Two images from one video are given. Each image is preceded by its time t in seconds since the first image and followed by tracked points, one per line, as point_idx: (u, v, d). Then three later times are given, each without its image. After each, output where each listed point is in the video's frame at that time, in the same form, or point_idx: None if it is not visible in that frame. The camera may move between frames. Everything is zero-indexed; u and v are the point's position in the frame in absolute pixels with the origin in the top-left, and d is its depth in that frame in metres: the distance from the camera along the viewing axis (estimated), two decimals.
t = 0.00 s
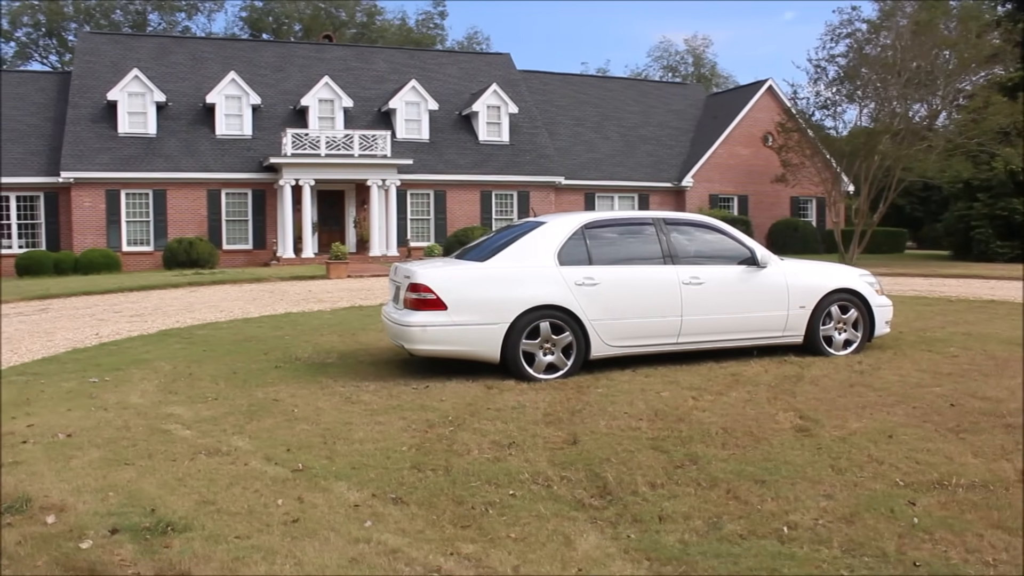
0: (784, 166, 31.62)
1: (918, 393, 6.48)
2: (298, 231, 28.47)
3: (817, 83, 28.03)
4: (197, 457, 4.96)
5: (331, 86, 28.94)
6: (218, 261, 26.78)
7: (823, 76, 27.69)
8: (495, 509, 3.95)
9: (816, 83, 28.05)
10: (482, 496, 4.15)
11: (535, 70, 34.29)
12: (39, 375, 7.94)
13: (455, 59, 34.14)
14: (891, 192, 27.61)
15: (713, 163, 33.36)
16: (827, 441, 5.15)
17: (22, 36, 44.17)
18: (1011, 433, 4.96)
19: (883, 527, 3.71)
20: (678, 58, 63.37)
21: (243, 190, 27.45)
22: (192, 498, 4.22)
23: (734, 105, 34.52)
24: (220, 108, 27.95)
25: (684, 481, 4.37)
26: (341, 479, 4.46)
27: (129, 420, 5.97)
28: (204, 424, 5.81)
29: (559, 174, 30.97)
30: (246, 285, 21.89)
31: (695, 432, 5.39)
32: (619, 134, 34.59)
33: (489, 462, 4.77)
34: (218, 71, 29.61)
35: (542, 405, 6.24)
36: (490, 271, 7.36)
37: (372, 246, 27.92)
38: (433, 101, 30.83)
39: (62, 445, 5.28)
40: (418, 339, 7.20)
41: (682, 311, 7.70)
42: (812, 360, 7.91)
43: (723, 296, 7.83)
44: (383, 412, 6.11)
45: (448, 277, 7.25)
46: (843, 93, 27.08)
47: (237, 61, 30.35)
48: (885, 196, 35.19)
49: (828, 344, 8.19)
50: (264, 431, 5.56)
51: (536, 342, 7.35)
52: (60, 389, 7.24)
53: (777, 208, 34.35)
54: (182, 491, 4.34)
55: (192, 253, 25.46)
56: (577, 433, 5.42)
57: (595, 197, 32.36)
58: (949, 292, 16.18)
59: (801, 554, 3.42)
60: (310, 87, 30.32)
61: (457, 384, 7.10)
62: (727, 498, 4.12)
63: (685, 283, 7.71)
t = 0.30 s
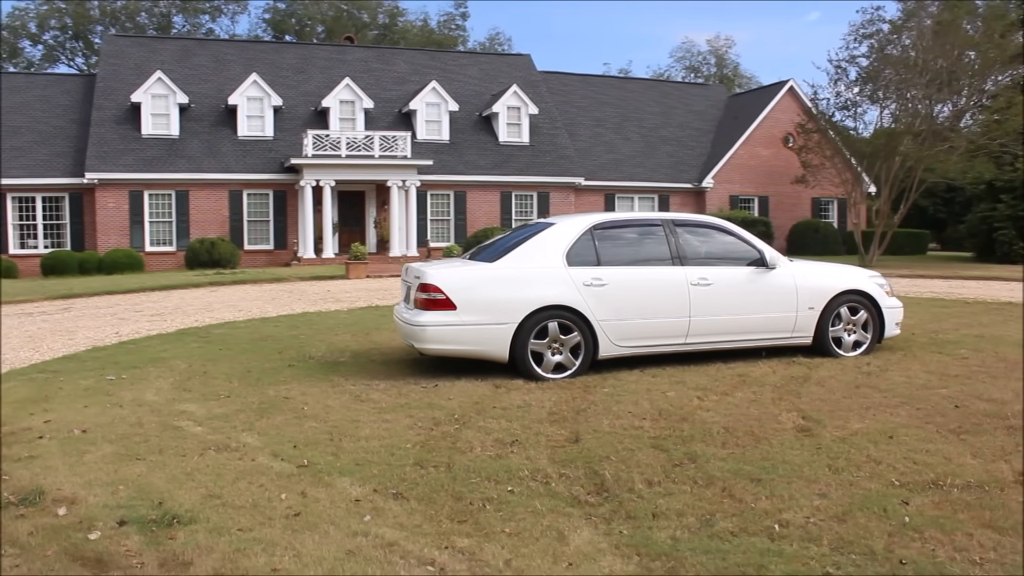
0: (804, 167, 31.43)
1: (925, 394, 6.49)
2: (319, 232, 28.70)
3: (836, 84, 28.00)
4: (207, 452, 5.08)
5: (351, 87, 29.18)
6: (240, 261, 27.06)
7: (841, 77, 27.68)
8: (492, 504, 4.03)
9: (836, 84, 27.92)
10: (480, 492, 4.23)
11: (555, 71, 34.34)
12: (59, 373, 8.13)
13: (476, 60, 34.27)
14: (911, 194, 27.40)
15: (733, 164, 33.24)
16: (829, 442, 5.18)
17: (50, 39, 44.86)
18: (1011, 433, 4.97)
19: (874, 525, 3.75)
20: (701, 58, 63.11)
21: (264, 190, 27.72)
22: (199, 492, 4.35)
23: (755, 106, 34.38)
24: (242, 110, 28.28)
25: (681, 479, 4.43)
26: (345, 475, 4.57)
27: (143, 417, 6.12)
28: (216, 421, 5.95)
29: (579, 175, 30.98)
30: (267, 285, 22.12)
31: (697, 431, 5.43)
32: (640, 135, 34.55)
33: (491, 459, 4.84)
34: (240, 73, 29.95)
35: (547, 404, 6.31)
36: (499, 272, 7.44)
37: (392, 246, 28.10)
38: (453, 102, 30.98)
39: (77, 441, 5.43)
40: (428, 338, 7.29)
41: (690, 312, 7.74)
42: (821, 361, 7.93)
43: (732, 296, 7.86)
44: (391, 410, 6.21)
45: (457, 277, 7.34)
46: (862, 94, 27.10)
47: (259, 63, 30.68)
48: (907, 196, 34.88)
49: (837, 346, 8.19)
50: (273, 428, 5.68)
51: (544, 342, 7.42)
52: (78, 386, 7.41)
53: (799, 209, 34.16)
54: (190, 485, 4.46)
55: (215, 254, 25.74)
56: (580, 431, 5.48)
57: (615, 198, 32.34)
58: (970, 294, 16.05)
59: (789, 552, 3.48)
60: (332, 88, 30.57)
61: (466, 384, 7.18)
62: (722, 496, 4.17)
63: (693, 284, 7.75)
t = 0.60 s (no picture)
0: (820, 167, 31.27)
1: (926, 394, 6.48)
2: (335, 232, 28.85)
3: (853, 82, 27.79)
4: (211, 448, 5.19)
5: (367, 88, 29.34)
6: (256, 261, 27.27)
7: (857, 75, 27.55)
8: (485, 499, 4.10)
9: (852, 83, 27.76)
10: (475, 488, 4.30)
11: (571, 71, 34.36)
12: (72, 371, 8.28)
13: (491, 60, 34.36)
14: (927, 194, 27.23)
15: (749, 164, 33.12)
16: (826, 440, 5.19)
17: (71, 41, 45.39)
18: (1007, 431, 4.98)
19: (861, 522, 3.79)
20: (718, 58, 62.84)
21: (281, 191, 27.91)
22: (200, 486, 4.45)
23: (771, 106, 34.26)
24: (259, 111, 28.53)
25: (674, 476, 4.48)
26: (344, 470, 4.66)
27: (151, 414, 6.23)
28: (222, 418, 6.05)
29: (595, 175, 30.96)
30: (282, 285, 22.28)
31: (694, 430, 5.47)
32: (655, 135, 34.51)
33: (488, 456, 4.90)
34: (257, 74, 30.20)
35: (548, 402, 6.36)
36: (503, 271, 7.51)
37: (407, 246, 28.20)
38: (469, 102, 31.10)
39: (86, 436, 5.56)
40: (433, 337, 7.38)
41: (694, 311, 7.77)
42: (824, 361, 7.94)
43: (736, 296, 7.89)
44: (394, 407, 6.29)
45: (462, 277, 7.43)
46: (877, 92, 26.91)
47: (276, 64, 30.93)
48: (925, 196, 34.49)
49: (842, 345, 8.20)
50: (277, 424, 5.78)
51: (548, 341, 7.47)
52: (90, 384, 7.55)
53: (815, 209, 34.00)
54: (192, 479, 4.57)
55: (231, 254, 25.95)
56: (579, 428, 5.52)
57: (631, 198, 32.30)
58: (986, 294, 15.93)
59: (775, 547, 3.53)
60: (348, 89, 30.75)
61: (470, 382, 7.26)
62: (713, 493, 4.22)
63: (697, 284, 7.79)
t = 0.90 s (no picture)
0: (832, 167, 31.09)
1: (924, 394, 6.46)
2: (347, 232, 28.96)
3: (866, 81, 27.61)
4: (207, 446, 5.26)
5: (379, 88, 29.44)
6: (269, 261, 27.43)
7: (869, 74, 27.38)
8: (472, 497, 4.14)
9: (864, 82, 27.57)
10: (463, 486, 4.34)
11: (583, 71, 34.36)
12: (79, 370, 8.39)
13: (504, 60, 34.41)
14: (940, 193, 27.02)
15: (762, 163, 32.98)
16: (818, 440, 5.20)
17: (88, 44, 45.83)
18: (999, 431, 4.98)
19: (845, 522, 3.81)
20: (733, 58, 62.58)
21: (293, 191, 28.05)
22: (193, 483, 4.53)
23: (784, 105, 34.13)
24: (272, 111, 28.71)
25: (662, 475, 4.49)
26: (335, 468, 4.71)
27: (149, 413, 6.31)
28: (221, 416, 6.13)
29: (607, 174, 30.90)
30: (293, 285, 22.39)
31: (688, 429, 5.48)
32: (668, 135, 34.45)
33: (479, 454, 4.94)
34: (270, 75, 30.39)
35: (544, 401, 6.39)
36: (504, 271, 7.55)
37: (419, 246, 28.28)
38: (481, 102, 31.16)
39: (87, 434, 5.64)
40: (432, 337, 7.43)
41: (694, 311, 7.78)
42: (825, 360, 7.93)
43: (736, 295, 7.89)
44: (392, 406, 6.34)
45: (461, 276, 7.47)
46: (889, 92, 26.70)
47: (289, 65, 31.13)
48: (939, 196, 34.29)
49: (844, 345, 8.19)
50: (275, 423, 5.85)
51: (547, 341, 7.50)
52: (94, 383, 7.65)
53: (828, 209, 33.83)
54: (186, 476, 4.64)
55: (244, 254, 26.15)
56: (572, 427, 5.55)
57: (643, 197, 32.22)
58: (999, 294, 15.82)
59: (755, 545, 3.55)
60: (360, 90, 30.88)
61: (469, 381, 7.30)
62: (702, 492, 4.23)
63: (697, 283, 7.80)
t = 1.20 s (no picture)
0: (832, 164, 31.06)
1: (905, 391, 6.47)
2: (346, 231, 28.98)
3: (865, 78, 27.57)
4: (186, 444, 5.29)
5: (379, 87, 29.45)
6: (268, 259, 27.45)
7: (868, 71, 27.33)
8: (442, 494, 4.17)
9: (863, 79, 27.53)
10: (435, 483, 4.36)
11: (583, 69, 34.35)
12: (69, 368, 8.43)
13: (504, 59, 34.41)
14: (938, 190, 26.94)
15: (762, 161, 32.95)
16: (793, 437, 5.21)
17: (90, 43, 45.90)
18: (974, 429, 4.99)
19: (810, 518, 3.83)
20: (735, 55, 62.46)
21: (293, 189, 28.07)
22: (167, 480, 4.56)
23: (783, 102, 34.12)
24: (271, 110, 28.74)
25: (634, 473, 4.50)
26: (310, 465, 4.74)
27: (133, 411, 6.33)
28: (204, 414, 6.16)
29: (606, 172, 30.87)
30: (291, 284, 22.43)
31: (665, 427, 5.49)
32: (668, 133, 34.44)
33: (453, 451, 4.96)
34: (270, 74, 30.43)
35: (525, 399, 6.41)
36: (488, 269, 7.58)
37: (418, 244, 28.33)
38: (480, 101, 31.16)
39: (69, 432, 5.68)
40: (416, 335, 7.46)
41: (679, 308, 7.80)
42: (810, 358, 7.94)
43: (721, 293, 7.91)
44: (374, 404, 6.37)
45: (445, 274, 7.50)
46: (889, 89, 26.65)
47: (288, 63, 31.19)
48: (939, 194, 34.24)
49: (830, 342, 8.20)
50: (257, 421, 5.88)
51: (531, 338, 7.52)
52: (82, 381, 7.69)
53: (828, 206, 33.80)
54: (163, 473, 4.68)
55: (243, 252, 26.17)
56: (549, 424, 5.58)
57: (643, 195, 32.20)
58: (995, 290, 15.80)
59: (718, 542, 3.58)
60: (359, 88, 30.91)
61: (452, 379, 7.32)
62: (671, 489, 4.25)
63: (682, 281, 7.81)
